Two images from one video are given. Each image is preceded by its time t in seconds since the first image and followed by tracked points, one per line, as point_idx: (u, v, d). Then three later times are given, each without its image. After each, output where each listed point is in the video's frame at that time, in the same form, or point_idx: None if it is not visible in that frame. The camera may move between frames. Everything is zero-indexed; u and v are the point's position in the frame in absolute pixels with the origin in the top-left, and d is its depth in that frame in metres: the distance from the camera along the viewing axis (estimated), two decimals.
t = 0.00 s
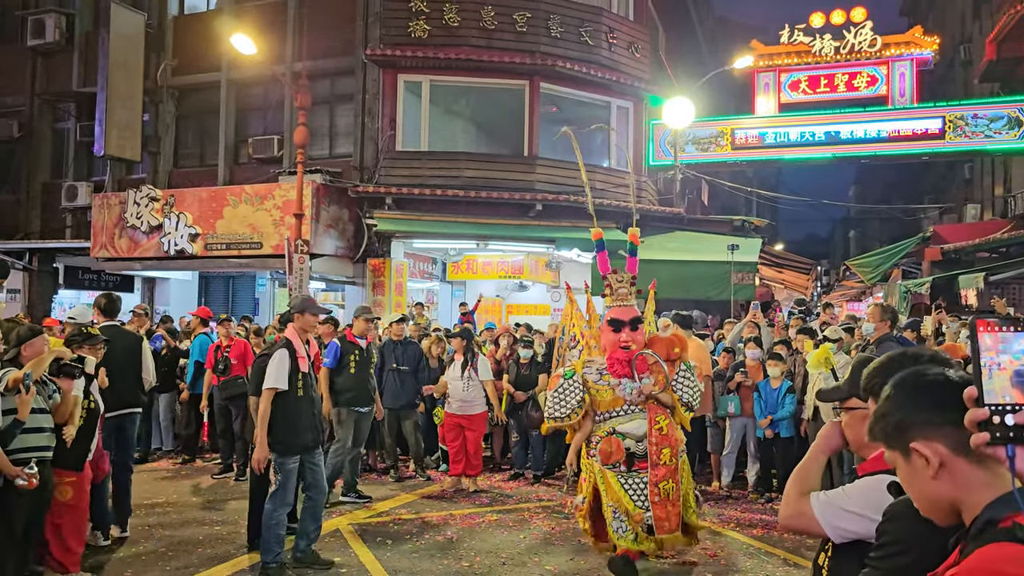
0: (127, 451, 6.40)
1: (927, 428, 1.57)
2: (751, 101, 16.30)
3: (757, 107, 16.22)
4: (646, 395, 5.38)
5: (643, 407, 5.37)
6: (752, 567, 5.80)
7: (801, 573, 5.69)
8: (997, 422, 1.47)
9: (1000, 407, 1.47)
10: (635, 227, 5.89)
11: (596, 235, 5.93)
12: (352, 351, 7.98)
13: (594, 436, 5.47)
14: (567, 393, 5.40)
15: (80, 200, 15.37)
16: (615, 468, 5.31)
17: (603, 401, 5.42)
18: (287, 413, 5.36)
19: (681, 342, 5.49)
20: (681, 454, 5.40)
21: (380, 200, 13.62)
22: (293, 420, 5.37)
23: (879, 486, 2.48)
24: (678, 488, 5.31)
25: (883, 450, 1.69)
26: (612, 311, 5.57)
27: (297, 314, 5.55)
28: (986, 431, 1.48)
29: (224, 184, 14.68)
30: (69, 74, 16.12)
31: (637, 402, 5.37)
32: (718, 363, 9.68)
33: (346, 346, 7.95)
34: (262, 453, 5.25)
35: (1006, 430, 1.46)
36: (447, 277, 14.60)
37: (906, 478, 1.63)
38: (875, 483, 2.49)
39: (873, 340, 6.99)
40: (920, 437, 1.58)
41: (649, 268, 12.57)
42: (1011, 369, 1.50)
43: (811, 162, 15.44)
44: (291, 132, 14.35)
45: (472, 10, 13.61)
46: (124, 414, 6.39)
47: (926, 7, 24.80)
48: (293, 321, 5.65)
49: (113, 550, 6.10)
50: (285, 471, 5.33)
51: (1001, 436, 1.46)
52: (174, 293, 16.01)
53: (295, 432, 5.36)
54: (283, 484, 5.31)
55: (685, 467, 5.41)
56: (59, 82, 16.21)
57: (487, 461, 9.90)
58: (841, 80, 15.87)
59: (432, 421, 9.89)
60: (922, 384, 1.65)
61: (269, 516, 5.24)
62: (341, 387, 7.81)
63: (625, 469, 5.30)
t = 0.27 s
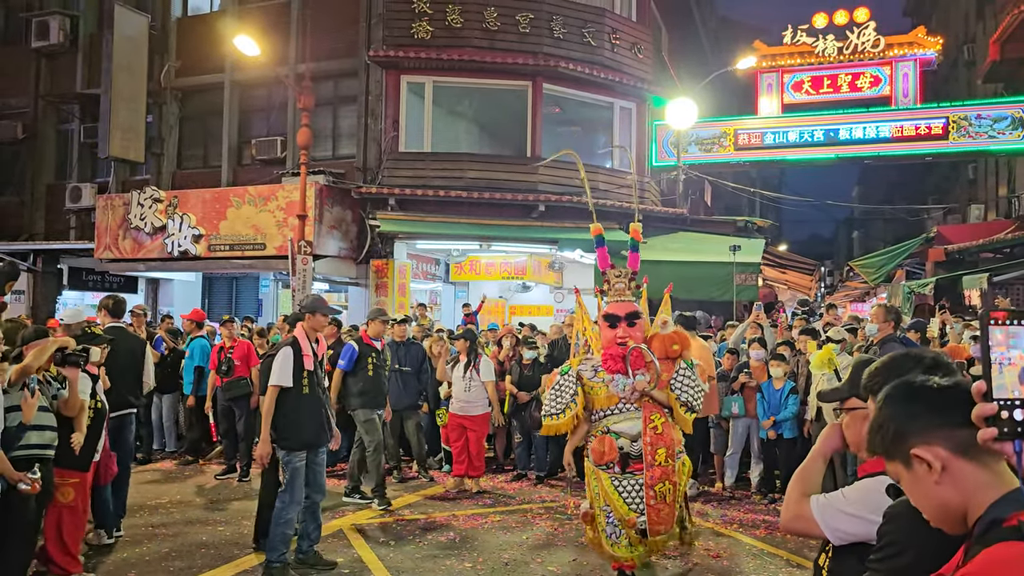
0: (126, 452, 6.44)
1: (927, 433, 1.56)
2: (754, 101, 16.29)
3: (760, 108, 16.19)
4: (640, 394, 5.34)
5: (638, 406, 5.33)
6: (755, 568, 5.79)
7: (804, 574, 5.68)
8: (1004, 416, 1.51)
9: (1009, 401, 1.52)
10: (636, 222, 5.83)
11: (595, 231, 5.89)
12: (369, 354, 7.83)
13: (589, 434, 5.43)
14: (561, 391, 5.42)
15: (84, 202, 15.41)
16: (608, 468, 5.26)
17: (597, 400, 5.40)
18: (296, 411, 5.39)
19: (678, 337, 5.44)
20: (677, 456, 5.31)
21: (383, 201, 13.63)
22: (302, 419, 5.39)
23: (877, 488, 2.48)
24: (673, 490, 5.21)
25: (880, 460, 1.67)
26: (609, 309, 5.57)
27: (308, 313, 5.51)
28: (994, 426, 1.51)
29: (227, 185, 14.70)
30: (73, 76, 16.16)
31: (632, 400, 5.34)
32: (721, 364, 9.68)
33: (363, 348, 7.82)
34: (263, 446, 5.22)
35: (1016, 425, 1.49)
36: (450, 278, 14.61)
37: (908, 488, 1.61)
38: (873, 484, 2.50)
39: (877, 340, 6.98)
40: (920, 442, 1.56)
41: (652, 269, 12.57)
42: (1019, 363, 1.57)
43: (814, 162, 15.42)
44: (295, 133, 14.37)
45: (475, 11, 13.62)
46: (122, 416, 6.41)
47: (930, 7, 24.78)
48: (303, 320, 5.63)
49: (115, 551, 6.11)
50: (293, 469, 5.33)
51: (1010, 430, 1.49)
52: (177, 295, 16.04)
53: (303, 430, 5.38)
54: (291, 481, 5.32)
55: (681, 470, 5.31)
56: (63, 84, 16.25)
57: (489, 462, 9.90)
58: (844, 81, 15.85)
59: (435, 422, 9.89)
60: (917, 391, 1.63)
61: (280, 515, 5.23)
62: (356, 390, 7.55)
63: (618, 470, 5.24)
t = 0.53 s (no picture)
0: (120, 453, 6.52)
1: (916, 434, 1.57)
2: (755, 101, 16.29)
3: (761, 108, 16.19)
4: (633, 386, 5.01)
5: (629, 400, 4.99)
6: (754, 568, 5.80)
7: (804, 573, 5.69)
8: (998, 414, 1.59)
9: (1002, 399, 1.62)
10: (635, 213, 5.76)
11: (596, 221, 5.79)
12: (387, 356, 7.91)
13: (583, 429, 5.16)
14: (552, 380, 5.17)
15: (86, 203, 15.43)
16: (598, 462, 4.99)
17: (591, 392, 5.09)
18: (293, 411, 5.39)
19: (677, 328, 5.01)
20: (672, 454, 4.91)
21: (384, 202, 13.64)
22: (303, 420, 5.42)
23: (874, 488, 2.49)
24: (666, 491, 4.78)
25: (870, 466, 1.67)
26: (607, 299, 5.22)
27: (312, 315, 5.52)
28: (988, 423, 1.58)
29: (228, 186, 14.72)
30: (74, 76, 16.19)
31: (624, 394, 4.99)
32: (722, 364, 9.70)
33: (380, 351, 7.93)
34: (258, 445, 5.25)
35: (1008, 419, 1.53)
36: (450, 278, 14.63)
37: (901, 491, 1.61)
38: (870, 483, 2.51)
39: (876, 340, 6.99)
40: (910, 444, 1.57)
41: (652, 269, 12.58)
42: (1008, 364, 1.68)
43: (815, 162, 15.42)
44: (295, 134, 14.39)
45: (476, 11, 13.64)
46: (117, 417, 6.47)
47: (930, 7, 24.76)
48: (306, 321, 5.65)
49: (118, 550, 6.13)
50: (288, 467, 5.33)
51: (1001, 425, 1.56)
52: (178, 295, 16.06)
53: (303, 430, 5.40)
54: (287, 478, 5.31)
55: (676, 469, 4.91)
56: (65, 85, 16.29)
57: (490, 462, 9.91)
58: (844, 80, 15.85)
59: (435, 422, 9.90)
60: (905, 393, 1.64)
61: (284, 516, 5.23)
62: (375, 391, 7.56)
63: (608, 464, 4.95)
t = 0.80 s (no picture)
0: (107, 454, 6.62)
1: (897, 433, 1.62)
2: (750, 103, 16.33)
3: (756, 110, 16.24)
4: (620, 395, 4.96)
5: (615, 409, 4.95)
6: (747, 569, 5.83)
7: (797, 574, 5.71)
8: (975, 414, 1.60)
9: (978, 399, 1.62)
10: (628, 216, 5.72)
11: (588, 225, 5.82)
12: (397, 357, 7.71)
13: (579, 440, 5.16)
14: (548, 391, 5.24)
15: (81, 205, 15.42)
16: (589, 472, 4.93)
17: (582, 402, 5.08)
18: (272, 417, 5.37)
19: (662, 336, 4.92)
20: (657, 467, 4.78)
21: (379, 204, 13.65)
22: (287, 426, 5.40)
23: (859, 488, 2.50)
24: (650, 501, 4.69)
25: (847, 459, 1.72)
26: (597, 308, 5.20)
27: (296, 320, 5.47)
28: (965, 423, 1.59)
29: (224, 188, 14.72)
30: (69, 78, 16.18)
31: (612, 404, 4.96)
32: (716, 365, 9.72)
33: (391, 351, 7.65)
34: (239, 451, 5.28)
35: (981, 422, 1.59)
36: (446, 280, 14.64)
37: (875, 486, 1.67)
38: (855, 484, 2.53)
39: (869, 342, 7.01)
40: (890, 443, 1.62)
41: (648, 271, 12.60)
42: (985, 365, 1.67)
43: (810, 164, 15.46)
44: (291, 136, 14.40)
45: (471, 14, 13.65)
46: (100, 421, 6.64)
47: (925, 9, 24.85)
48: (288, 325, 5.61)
49: (112, 552, 6.15)
50: (262, 473, 5.33)
51: (979, 427, 1.59)
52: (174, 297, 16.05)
53: (284, 436, 5.38)
54: (259, 483, 5.31)
55: (662, 481, 4.78)
56: (59, 87, 16.27)
57: (485, 464, 9.92)
58: (839, 82, 15.90)
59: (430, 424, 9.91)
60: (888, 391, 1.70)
61: (252, 525, 5.22)
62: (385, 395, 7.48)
63: (598, 474, 4.88)
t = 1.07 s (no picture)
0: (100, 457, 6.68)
1: (874, 433, 1.68)
2: (748, 107, 16.38)
3: (754, 114, 16.30)
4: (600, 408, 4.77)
5: (595, 422, 4.77)
6: (744, 573, 5.85)
7: None
8: (943, 425, 1.60)
9: (947, 410, 1.61)
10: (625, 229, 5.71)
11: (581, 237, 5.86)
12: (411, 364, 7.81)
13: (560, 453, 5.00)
14: (536, 401, 5.08)
15: (80, 209, 15.43)
16: (567, 485, 4.76)
17: (563, 412, 4.90)
18: (243, 425, 5.24)
19: (650, 352, 4.70)
20: (635, 483, 4.61)
21: (378, 208, 13.67)
22: (263, 433, 5.28)
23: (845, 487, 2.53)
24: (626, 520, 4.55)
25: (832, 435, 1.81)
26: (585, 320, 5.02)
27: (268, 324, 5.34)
28: (933, 434, 1.60)
29: (223, 192, 14.74)
30: (69, 82, 16.21)
31: (591, 418, 4.79)
32: (713, 369, 9.75)
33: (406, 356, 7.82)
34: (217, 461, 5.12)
35: (950, 433, 1.60)
36: (445, 283, 14.66)
37: (849, 470, 1.75)
38: (840, 485, 2.54)
39: (866, 347, 7.03)
40: (867, 438, 1.69)
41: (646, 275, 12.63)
42: (953, 375, 1.65)
43: (808, 168, 15.49)
44: (290, 140, 14.43)
45: (470, 18, 13.69)
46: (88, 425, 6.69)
47: (923, 13, 24.93)
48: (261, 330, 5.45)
49: (110, 556, 6.17)
50: (236, 483, 5.21)
51: (949, 438, 1.59)
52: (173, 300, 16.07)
53: (258, 445, 5.23)
54: (235, 493, 5.21)
55: (638, 500, 4.61)
56: (59, 91, 16.30)
57: (483, 468, 9.93)
58: (837, 86, 15.94)
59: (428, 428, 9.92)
60: (878, 386, 1.75)
61: (231, 537, 5.17)
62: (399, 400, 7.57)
63: (575, 488, 4.73)
